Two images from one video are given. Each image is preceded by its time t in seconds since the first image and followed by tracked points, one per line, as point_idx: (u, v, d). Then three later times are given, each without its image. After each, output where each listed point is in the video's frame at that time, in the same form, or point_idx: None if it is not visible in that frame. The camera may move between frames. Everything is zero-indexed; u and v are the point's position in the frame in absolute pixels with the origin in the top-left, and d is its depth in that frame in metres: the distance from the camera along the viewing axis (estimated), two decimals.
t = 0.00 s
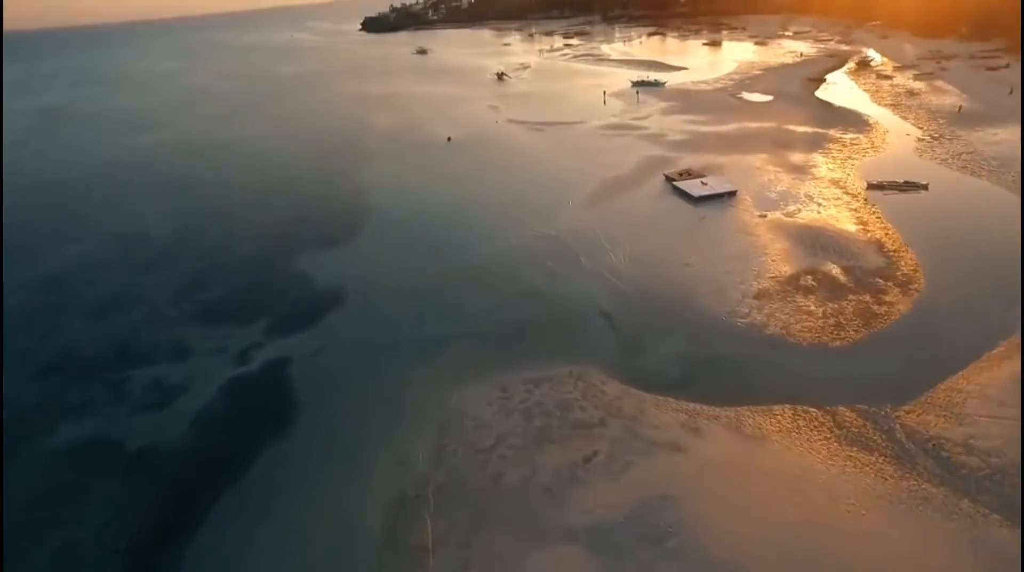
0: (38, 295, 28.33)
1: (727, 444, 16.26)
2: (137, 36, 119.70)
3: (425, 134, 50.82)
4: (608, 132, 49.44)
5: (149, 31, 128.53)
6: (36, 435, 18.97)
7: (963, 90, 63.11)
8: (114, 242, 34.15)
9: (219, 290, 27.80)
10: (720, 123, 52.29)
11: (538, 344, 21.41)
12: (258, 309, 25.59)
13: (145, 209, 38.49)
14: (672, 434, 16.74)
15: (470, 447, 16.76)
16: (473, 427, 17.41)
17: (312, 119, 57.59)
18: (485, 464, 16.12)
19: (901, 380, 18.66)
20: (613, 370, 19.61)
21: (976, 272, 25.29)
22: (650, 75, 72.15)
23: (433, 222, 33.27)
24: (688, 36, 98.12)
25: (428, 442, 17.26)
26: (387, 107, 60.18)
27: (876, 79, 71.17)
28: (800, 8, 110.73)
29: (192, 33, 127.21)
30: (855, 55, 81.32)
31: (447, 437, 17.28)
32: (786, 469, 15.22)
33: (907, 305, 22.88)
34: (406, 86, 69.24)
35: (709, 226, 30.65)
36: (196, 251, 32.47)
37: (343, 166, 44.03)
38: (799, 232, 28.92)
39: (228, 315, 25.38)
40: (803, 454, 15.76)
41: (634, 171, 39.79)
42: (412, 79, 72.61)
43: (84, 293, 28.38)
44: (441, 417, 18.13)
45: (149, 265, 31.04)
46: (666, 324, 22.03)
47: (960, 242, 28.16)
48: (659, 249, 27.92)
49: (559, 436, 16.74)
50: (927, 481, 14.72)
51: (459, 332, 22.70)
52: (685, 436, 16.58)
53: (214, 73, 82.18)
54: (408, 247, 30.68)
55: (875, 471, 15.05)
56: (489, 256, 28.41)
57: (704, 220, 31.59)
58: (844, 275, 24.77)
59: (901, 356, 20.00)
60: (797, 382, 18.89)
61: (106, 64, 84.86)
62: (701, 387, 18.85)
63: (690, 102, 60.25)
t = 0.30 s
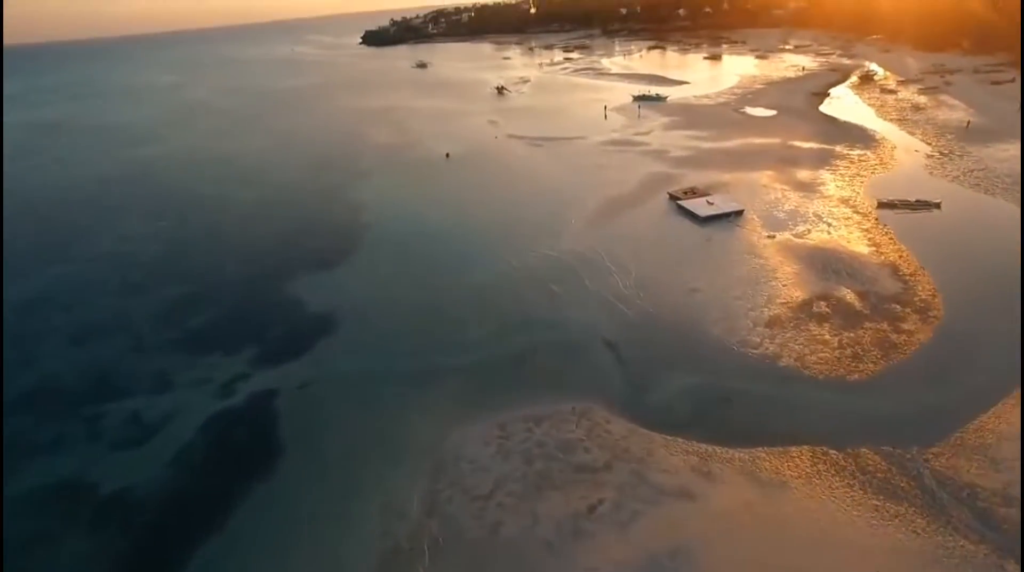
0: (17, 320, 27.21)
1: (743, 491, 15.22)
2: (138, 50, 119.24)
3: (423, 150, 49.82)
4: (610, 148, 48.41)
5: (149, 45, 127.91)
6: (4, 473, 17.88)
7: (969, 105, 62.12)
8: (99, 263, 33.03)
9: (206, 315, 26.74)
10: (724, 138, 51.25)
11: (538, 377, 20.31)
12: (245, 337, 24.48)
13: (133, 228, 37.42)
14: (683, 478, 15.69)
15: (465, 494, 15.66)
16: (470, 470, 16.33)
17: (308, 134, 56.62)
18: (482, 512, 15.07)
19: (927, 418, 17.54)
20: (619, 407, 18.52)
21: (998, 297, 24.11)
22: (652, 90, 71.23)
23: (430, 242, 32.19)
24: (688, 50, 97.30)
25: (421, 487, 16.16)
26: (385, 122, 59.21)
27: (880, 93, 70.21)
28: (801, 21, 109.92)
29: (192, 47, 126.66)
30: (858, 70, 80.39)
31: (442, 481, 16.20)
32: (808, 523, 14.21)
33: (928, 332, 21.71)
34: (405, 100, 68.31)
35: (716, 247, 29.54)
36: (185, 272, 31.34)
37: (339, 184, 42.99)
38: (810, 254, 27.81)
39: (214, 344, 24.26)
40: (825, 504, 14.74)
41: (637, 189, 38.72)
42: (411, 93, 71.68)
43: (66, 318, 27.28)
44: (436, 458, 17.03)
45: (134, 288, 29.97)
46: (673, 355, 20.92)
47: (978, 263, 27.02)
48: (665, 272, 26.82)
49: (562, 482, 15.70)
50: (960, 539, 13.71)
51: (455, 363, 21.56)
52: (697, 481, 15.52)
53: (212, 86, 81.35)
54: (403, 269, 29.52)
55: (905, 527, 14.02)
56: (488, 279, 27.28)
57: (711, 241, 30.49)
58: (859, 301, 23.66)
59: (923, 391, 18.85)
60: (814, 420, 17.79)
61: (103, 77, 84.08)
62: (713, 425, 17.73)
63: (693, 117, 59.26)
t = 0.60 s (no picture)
0: None
1: (762, 546, 14.26)
2: (135, 63, 118.38)
3: (421, 166, 48.77)
4: (612, 164, 47.33)
5: (148, 60, 127.16)
6: None
7: (976, 119, 61.06)
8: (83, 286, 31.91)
9: (191, 343, 25.61)
10: (728, 154, 50.17)
11: (538, 413, 19.20)
12: (231, 367, 23.39)
13: (121, 248, 36.31)
14: (696, 529, 14.71)
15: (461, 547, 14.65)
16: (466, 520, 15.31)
17: (304, 150, 55.61)
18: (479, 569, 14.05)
19: (955, 458, 16.41)
20: (624, 448, 17.46)
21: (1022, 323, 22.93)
22: (653, 104, 70.23)
23: (426, 263, 31.10)
24: (688, 64, 96.45)
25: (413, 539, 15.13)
26: (382, 137, 58.18)
27: (885, 107, 69.19)
28: (802, 33, 109.08)
29: (190, 61, 125.76)
30: (861, 83, 79.45)
31: (435, 533, 15.16)
32: None
33: (950, 362, 20.53)
34: (404, 114, 67.34)
35: (723, 269, 28.42)
36: (171, 295, 30.21)
37: (333, 202, 41.89)
38: (822, 277, 26.67)
39: (197, 374, 23.17)
40: (851, 562, 13.80)
41: (640, 207, 37.62)
42: (409, 107, 70.65)
43: (44, 345, 26.15)
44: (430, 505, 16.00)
45: (118, 312, 28.84)
46: (680, 389, 19.78)
47: (998, 286, 25.86)
48: (670, 297, 25.69)
49: (565, 534, 14.70)
50: None
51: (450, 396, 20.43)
52: (711, 534, 14.53)
53: (209, 100, 80.42)
54: (397, 291, 28.36)
55: None
56: (485, 304, 26.13)
57: (718, 263, 29.35)
58: (876, 328, 22.50)
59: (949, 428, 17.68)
60: (833, 460, 16.70)
61: (98, 90, 83.14)
62: (725, 468, 16.61)
63: (695, 132, 58.22)
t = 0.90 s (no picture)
0: None
1: None
2: (132, 77, 117.33)
3: (417, 184, 47.56)
4: (614, 182, 46.12)
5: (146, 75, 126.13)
6: None
7: (985, 135, 59.88)
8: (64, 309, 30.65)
9: (171, 373, 24.31)
10: (733, 172, 48.95)
11: (538, 457, 18.00)
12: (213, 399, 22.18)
13: (106, 270, 35.06)
14: None
15: None
16: None
17: (299, 167, 54.41)
18: None
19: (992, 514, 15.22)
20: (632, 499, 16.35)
21: None
22: (655, 120, 69.07)
23: (422, 287, 29.85)
24: (689, 78, 95.46)
25: None
26: (378, 154, 57.00)
27: (890, 123, 68.05)
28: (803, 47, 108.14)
29: (188, 75, 124.71)
30: (865, 99, 78.37)
31: None
32: None
33: (979, 399, 19.22)
34: (401, 130, 66.16)
35: (732, 295, 27.12)
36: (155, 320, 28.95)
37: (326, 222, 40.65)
38: (836, 305, 25.36)
39: (176, 406, 21.97)
40: None
41: (643, 228, 36.36)
42: (406, 123, 69.49)
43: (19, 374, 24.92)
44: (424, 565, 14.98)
45: (97, 338, 27.53)
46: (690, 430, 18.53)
47: None
48: (678, 325, 24.41)
49: None
50: None
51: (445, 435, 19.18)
52: None
53: (203, 115, 79.13)
54: (391, 318, 27.04)
55: None
56: (483, 333, 24.83)
57: (726, 288, 28.02)
58: (898, 362, 21.15)
59: (984, 475, 16.38)
60: (856, 515, 15.60)
61: (93, 105, 82.02)
62: (739, 525, 15.57)
63: (699, 149, 57.01)
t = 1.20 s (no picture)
0: None
1: None
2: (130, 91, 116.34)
3: (414, 200, 46.38)
4: (616, 199, 44.93)
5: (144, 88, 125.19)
6: None
7: (993, 150, 58.74)
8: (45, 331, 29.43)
9: (151, 403, 23.02)
10: (737, 188, 47.78)
11: (537, 500, 16.78)
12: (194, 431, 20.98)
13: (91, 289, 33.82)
14: None
15: None
16: None
17: (294, 182, 53.24)
18: None
19: None
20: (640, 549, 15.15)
21: None
22: (657, 134, 68.00)
23: (417, 309, 28.60)
24: (689, 92, 94.50)
25: None
26: (376, 169, 55.85)
27: (896, 137, 66.92)
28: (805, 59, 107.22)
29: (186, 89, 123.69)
30: (870, 112, 77.29)
31: None
32: None
33: (1010, 436, 17.95)
34: (399, 145, 65.03)
35: (741, 319, 25.86)
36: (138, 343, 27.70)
37: (320, 240, 39.45)
38: (851, 331, 24.11)
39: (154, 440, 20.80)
40: None
41: (647, 246, 35.17)
42: (404, 137, 68.37)
43: None
44: None
45: (76, 363, 26.30)
46: (700, 470, 17.31)
47: None
48: (685, 352, 23.17)
49: None
50: None
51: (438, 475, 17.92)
52: None
53: (200, 129, 78.06)
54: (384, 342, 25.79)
55: None
56: (479, 360, 23.56)
57: (734, 311, 26.79)
58: (920, 394, 19.89)
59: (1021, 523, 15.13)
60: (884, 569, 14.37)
61: (89, 119, 80.95)
62: None
63: (702, 164, 55.89)
